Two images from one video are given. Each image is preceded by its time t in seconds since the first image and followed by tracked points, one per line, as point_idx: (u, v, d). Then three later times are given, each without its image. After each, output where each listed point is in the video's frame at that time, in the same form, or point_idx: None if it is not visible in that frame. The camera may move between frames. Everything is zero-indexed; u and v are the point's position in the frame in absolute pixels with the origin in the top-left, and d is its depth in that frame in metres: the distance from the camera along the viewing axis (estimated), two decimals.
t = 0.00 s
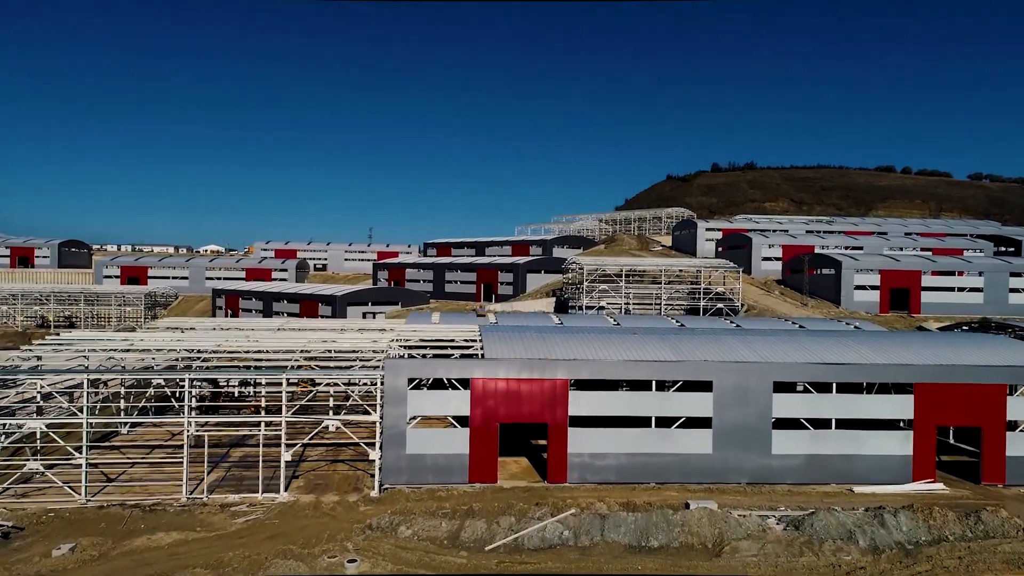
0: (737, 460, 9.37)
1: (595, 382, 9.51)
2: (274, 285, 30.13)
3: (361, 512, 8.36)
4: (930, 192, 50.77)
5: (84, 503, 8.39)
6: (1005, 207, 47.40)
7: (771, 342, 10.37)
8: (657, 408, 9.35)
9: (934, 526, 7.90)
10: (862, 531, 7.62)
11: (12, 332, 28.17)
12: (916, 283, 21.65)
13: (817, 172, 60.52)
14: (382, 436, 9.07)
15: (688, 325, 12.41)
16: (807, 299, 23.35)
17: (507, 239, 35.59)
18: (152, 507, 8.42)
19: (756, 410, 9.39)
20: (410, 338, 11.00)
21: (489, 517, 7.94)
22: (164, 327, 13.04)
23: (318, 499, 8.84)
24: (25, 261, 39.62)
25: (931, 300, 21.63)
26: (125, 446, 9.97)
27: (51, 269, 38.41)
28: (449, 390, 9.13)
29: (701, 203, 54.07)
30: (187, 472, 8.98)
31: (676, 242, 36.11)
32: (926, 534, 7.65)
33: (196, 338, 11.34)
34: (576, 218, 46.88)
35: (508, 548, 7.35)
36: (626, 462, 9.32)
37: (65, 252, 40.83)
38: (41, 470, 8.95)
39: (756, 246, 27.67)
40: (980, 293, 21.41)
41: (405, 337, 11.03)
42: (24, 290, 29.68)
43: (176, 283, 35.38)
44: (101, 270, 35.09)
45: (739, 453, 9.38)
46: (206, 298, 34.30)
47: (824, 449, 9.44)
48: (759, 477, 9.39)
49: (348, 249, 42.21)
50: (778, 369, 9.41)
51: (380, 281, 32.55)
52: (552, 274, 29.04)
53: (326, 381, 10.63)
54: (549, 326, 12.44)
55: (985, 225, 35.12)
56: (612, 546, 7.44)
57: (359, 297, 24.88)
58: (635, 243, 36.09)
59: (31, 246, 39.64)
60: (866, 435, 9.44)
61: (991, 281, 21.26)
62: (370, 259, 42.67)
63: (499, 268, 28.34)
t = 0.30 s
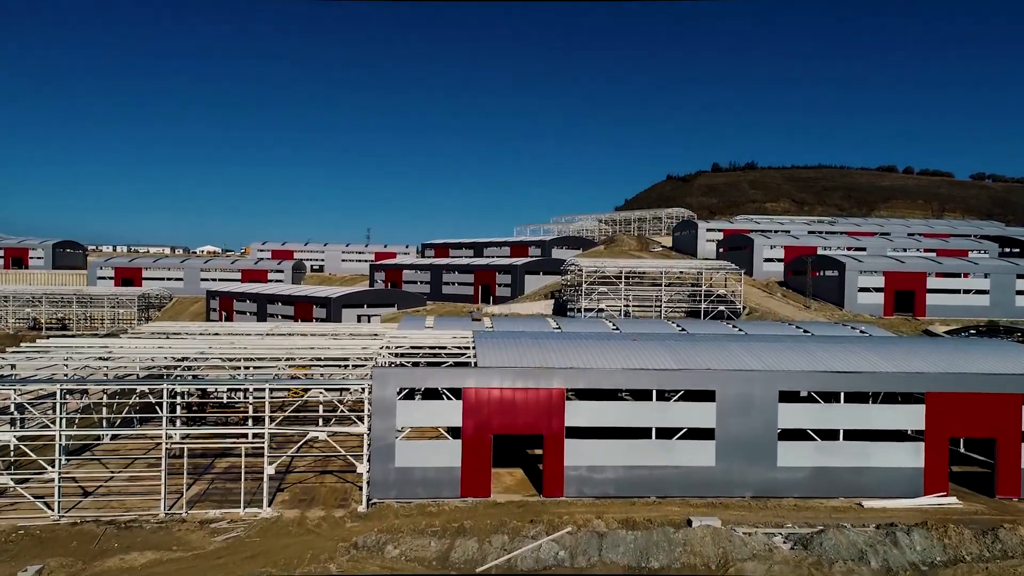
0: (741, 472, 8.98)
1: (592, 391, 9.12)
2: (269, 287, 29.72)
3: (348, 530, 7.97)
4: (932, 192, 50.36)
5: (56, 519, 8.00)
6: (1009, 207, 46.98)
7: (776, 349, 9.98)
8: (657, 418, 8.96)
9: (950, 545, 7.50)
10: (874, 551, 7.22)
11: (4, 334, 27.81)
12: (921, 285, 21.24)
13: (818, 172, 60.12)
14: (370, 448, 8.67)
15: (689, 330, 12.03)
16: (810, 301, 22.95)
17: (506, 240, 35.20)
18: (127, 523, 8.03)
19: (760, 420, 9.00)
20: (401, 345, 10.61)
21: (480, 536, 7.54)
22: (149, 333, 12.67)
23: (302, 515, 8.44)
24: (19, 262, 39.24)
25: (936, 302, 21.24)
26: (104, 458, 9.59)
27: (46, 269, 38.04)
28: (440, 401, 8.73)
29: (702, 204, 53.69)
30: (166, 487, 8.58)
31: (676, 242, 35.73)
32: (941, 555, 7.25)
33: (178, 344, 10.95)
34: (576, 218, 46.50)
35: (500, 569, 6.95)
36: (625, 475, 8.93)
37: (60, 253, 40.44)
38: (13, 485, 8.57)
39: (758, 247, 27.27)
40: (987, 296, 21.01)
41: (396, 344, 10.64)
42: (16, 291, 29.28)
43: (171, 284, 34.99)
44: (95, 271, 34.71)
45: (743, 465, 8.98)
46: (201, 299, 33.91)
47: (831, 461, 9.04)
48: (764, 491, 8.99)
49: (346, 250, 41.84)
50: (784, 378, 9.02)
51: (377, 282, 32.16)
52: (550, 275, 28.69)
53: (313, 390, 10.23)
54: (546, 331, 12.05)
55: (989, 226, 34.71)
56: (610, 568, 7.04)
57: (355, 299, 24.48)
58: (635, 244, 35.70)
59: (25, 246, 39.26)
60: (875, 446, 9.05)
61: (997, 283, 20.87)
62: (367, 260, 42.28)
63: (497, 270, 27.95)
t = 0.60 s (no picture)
0: (746, 487, 8.57)
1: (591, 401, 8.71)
2: (264, 289, 29.33)
3: (333, 549, 7.57)
4: (935, 192, 50.00)
5: (26, 538, 7.60)
6: (1012, 207, 46.60)
7: (782, 357, 9.59)
8: (659, 430, 8.55)
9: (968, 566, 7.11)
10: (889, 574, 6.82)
11: None
12: (927, 288, 20.84)
13: (819, 172, 59.76)
14: (358, 462, 8.27)
15: (690, 336, 11.63)
16: (814, 304, 22.54)
17: (504, 241, 34.81)
18: (101, 543, 7.63)
19: (767, 432, 8.60)
20: (392, 350, 10.22)
21: (471, 557, 7.15)
22: (133, 338, 12.27)
23: (286, 532, 8.03)
24: (13, 263, 38.87)
25: (942, 305, 20.85)
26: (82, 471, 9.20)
27: (39, 271, 37.67)
28: (431, 413, 8.33)
29: (702, 204, 53.33)
30: (143, 503, 8.18)
31: (676, 243, 35.34)
32: None
33: (160, 351, 10.52)
34: (575, 219, 46.11)
35: None
36: (625, 489, 8.53)
37: (54, 254, 40.03)
38: None
39: (760, 248, 26.86)
40: (993, 298, 20.62)
41: (386, 350, 10.23)
42: (7, 293, 28.90)
43: (166, 286, 34.62)
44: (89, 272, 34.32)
45: (748, 479, 8.58)
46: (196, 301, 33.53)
47: (841, 474, 8.64)
48: (771, 506, 8.58)
49: (343, 251, 41.47)
50: (791, 388, 8.62)
51: (373, 284, 31.76)
52: (549, 277, 28.28)
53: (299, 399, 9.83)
54: (543, 337, 11.66)
55: (993, 226, 34.32)
56: None
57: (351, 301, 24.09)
58: (635, 245, 35.30)
59: (18, 247, 38.90)
60: (887, 459, 8.65)
61: (1005, 285, 20.49)
62: (365, 261, 41.91)
63: (495, 271, 27.57)
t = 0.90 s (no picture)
0: (751, 503, 8.16)
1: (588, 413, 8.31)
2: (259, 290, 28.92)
3: (316, 570, 7.15)
4: (938, 192, 49.56)
5: None
6: (1016, 207, 46.16)
7: (788, 365, 9.18)
8: (660, 443, 8.15)
9: None
10: None
11: None
12: (933, 290, 20.41)
13: (821, 172, 59.33)
14: (343, 477, 7.86)
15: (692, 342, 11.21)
16: (817, 306, 22.13)
17: (503, 242, 34.40)
18: (70, 564, 7.22)
19: (773, 445, 8.19)
20: (382, 357, 9.81)
21: None
22: (116, 343, 11.83)
23: (267, 552, 7.60)
24: (7, 264, 38.47)
25: (949, 307, 20.42)
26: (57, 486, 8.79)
27: (34, 272, 37.27)
28: (420, 426, 7.92)
29: (703, 204, 52.93)
30: (117, 521, 7.77)
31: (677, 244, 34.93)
32: None
33: (142, 358, 10.09)
34: (575, 219, 45.72)
35: None
36: (624, 506, 8.12)
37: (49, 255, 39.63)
38: None
39: (762, 249, 26.43)
40: (1001, 301, 20.20)
41: (376, 356, 9.82)
42: None
43: (161, 287, 34.20)
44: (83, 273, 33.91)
45: (754, 495, 8.16)
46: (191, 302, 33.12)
47: (851, 490, 8.23)
48: (778, 523, 8.17)
49: (340, 252, 41.07)
50: (799, 399, 8.21)
51: (370, 285, 31.35)
52: (547, 278, 27.85)
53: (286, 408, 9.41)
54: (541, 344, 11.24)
55: (998, 227, 33.90)
56: None
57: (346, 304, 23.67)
58: (636, 246, 34.88)
59: (12, 248, 38.50)
60: (899, 474, 8.24)
61: (1013, 287, 20.06)
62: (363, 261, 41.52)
63: (493, 273, 27.17)
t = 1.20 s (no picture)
0: (757, 521, 7.75)
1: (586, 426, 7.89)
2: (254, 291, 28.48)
3: None
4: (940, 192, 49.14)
5: None
6: (1020, 207, 45.74)
7: (795, 374, 8.77)
8: (661, 458, 7.74)
9: None
10: None
11: None
12: (940, 292, 19.99)
13: (822, 172, 58.93)
14: (328, 495, 7.45)
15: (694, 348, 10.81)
16: (821, 309, 21.73)
17: (502, 243, 33.99)
18: None
19: (781, 460, 7.77)
20: (371, 364, 9.39)
21: None
22: (97, 350, 11.38)
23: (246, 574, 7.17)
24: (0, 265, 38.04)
25: (955, 310, 20.02)
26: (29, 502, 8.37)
27: (27, 273, 36.84)
28: (409, 441, 7.50)
29: (704, 204, 52.53)
30: (88, 541, 7.33)
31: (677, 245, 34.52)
32: None
33: (118, 365, 9.64)
34: (574, 219, 45.33)
35: None
36: (624, 524, 7.72)
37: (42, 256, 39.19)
38: None
39: (764, 250, 25.99)
40: (1009, 304, 19.78)
41: (364, 363, 9.39)
42: None
43: (155, 289, 33.77)
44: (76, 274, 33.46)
45: (761, 513, 7.75)
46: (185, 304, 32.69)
47: (862, 507, 7.82)
48: (786, 542, 7.76)
49: (338, 252, 40.65)
50: (807, 411, 7.80)
51: (367, 286, 30.93)
52: (546, 279, 27.43)
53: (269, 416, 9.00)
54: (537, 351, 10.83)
55: (1002, 227, 33.50)
56: None
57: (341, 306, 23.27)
58: (635, 247, 34.48)
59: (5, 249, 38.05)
60: (913, 490, 7.84)
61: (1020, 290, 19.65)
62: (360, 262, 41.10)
63: (491, 275, 26.75)
